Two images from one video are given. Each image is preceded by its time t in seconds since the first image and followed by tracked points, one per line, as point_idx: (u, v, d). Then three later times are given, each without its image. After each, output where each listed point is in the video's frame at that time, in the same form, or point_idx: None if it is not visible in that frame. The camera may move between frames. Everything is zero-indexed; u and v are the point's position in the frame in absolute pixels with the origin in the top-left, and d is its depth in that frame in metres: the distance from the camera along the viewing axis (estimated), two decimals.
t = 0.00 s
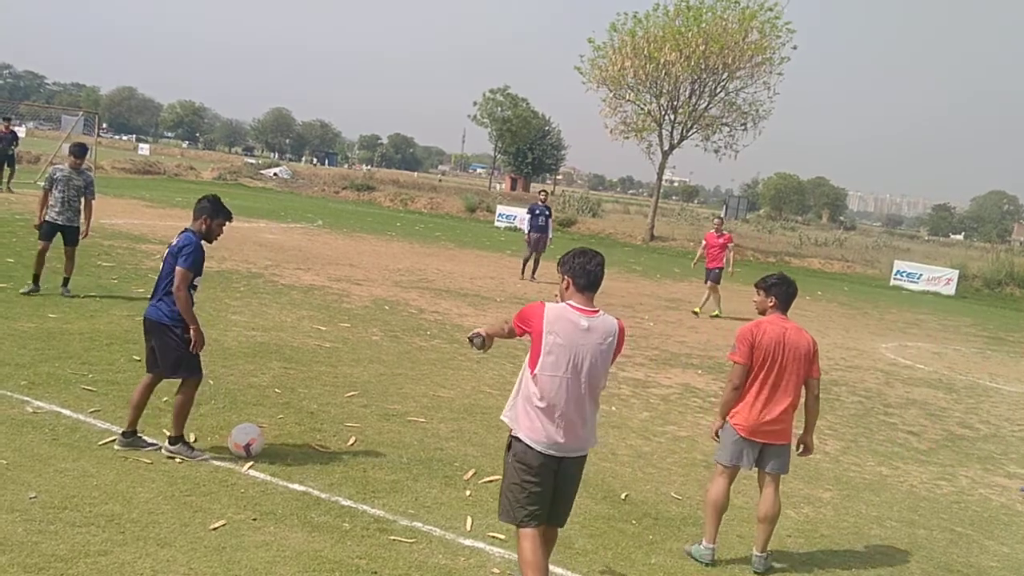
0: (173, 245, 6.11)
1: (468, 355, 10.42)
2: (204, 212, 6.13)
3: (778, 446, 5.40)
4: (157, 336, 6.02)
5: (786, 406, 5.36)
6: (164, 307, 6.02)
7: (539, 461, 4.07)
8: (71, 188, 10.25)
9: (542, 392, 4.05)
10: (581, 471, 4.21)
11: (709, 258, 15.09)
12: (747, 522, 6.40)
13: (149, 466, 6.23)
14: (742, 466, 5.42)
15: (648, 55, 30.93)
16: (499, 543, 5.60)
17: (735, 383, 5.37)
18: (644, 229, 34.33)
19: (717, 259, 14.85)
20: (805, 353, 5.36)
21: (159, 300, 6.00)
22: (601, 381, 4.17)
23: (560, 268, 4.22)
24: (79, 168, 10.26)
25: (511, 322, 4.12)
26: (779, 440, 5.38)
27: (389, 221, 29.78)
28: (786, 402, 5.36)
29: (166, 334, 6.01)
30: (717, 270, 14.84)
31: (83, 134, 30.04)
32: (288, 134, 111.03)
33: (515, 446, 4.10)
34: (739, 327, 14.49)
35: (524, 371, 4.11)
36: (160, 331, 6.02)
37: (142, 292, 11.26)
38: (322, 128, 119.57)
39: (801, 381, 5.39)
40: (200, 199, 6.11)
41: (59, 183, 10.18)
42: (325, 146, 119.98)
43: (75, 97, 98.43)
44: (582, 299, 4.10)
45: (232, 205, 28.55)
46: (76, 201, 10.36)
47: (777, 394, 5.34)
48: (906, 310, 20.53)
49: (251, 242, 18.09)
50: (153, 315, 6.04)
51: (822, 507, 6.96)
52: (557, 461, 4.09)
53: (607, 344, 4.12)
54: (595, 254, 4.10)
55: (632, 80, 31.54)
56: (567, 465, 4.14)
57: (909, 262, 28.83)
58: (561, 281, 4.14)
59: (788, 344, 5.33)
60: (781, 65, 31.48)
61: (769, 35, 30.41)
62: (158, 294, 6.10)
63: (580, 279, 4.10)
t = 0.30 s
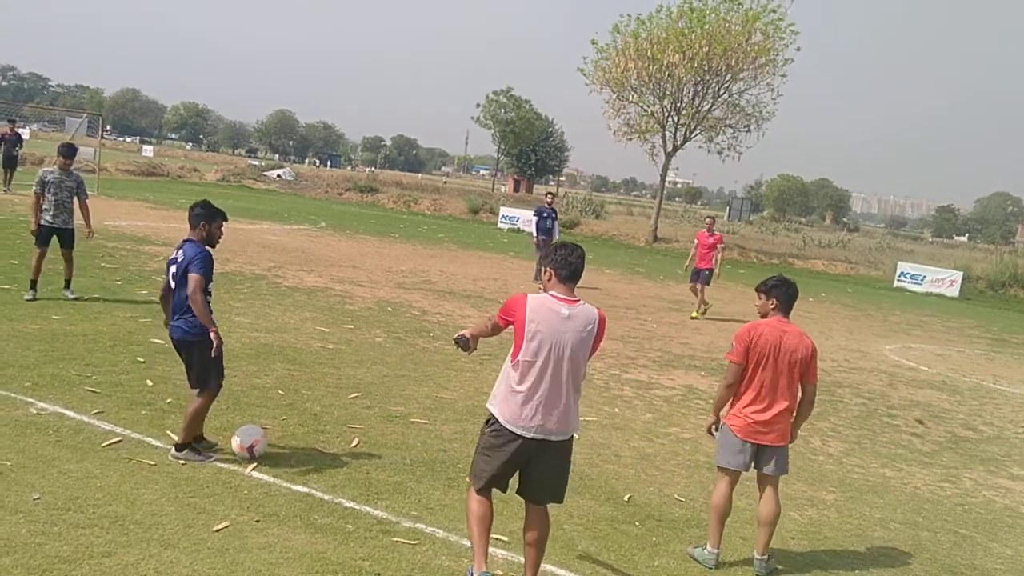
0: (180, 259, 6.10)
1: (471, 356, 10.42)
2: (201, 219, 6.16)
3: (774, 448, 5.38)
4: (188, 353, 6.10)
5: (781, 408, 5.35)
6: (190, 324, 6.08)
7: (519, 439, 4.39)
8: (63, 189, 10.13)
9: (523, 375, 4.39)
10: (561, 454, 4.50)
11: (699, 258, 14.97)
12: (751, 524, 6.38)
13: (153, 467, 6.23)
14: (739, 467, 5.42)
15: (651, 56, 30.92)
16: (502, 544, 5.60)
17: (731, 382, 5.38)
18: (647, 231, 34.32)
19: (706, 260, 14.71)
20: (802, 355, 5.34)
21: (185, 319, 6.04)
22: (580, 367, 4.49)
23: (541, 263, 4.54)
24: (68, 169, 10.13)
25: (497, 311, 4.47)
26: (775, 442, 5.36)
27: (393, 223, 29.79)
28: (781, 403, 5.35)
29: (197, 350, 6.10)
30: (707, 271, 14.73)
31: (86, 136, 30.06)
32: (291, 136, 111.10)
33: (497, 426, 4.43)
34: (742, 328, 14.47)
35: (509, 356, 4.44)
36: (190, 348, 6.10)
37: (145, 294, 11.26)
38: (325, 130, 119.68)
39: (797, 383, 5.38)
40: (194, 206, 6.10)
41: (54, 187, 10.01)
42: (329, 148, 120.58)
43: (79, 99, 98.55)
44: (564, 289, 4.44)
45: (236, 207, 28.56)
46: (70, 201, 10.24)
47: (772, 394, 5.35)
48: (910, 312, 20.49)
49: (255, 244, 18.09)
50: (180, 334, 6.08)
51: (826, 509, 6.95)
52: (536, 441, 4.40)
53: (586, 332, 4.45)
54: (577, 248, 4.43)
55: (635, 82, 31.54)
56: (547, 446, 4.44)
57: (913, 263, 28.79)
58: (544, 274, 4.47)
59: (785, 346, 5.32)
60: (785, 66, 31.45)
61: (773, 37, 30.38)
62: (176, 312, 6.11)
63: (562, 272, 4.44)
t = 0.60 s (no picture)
0: (200, 253, 6.18)
1: (481, 359, 10.42)
2: (219, 215, 6.22)
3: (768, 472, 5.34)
4: (200, 345, 6.12)
5: (777, 435, 5.29)
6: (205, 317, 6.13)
7: (493, 432, 4.50)
8: (65, 191, 9.89)
9: (494, 368, 4.53)
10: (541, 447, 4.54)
11: (694, 259, 14.86)
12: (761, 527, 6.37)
13: (164, 469, 6.25)
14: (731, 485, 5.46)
15: (661, 59, 30.89)
16: (513, 547, 5.60)
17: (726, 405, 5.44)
18: (657, 233, 34.28)
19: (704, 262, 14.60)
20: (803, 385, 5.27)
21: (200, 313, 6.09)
22: (554, 362, 4.55)
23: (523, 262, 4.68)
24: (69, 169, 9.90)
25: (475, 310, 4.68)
26: (769, 467, 5.32)
27: (403, 225, 29.83)
28: (777, 430, 5.30)
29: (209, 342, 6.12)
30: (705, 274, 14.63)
31: (98, 139, 30.19)
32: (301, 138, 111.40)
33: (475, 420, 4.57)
34: (752, 331, 14.44)
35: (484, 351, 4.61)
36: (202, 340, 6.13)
37: (156, 296, 11.29)
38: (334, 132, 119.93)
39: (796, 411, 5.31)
40: (214, 201, 6.19)
41: (55, 189, 9.80)
42: (338, 150, 120.82)
43: (90, 102, 99.03)
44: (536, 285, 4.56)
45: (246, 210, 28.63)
46: (73, 202, 9.99)
47: (769, 421, 5.32)
48: (922, 315, 20.42)
49: (265, 246, 18.14)
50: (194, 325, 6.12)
51: (837, 512, 6.92)
52: (510, 433, 4.48)
53: (557, 327, 4.52)
54: (550, 245, 4.54)
55: (645, 84, 31.51)
56: (523, 438, 4.50)
57: (924, 266, 28.69)
58: (521, 270, 4.61)
59: (784, 374, 5.29)
60: (795, 68, 31.38)
61: (783, 39, 30.31)
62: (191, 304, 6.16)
63: (536, 268, 4.55)
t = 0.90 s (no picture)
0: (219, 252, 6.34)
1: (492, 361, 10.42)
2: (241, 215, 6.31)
3: (790, 468, 5.36)
4: (207, 341, 6.25)
5: (802, 431, 5.31)
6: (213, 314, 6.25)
7: (468, 419, 4.81)
8: (77, 193, 9.93)
9: (471, 359, 4.83)
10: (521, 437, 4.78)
11: (693, 259, 14.49)
12: (774, 531, 6.35)
13: (177, 471, 6.27)
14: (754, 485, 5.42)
15: (673, 61, 30.85)
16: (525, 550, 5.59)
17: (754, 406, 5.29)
18: (669, 235, 34.25)
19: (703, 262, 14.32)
20: (825, 380, 5.27)
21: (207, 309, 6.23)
22: (528, 354, 4.77)
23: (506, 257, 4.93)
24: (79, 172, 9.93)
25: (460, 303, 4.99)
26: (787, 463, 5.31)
27: (415, 228, 29.87)
28: (801, 427, 5.31)
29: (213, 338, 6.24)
30: (705, 274, 14.38)
31: (112, 143, 30.35)
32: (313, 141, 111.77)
33: (457, 409, 4.88)
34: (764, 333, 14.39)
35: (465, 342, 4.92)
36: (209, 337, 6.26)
37: (170, 299, 11.34)
38: (346, 135, 120.29)
39: (817, 408, 5.32)
40: (235, 202, 6.31)
41: (67, 190, 9.83)
42: (350, 153, 121.10)
43: (104, 106, 99.62)
44: (513, 279, 4.79)
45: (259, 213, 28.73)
46: (84, 203, 10.05)
47: (794, 419, 5.30)
48: (936, 318, 20.32)
49: (278, 249, 18.20)
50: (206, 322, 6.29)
51: (850, 515, 6.89)
52: (483, 421, 4.77)
53: (528, 321, 4.73)
54: (529, 241, 4.75)
55: (657, 87, 31.49)
56: (498, 426, 4.76)
57: (938, 268, 28.57)
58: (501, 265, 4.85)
59: (806, 370, 5.26)
60: (808, 70, 31.28)
61: (795, 41, 30.21)
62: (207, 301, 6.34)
63: (515, 263, 4.78)
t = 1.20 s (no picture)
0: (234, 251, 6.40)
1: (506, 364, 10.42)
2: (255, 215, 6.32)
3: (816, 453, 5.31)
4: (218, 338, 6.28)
5: (826, 412, 5.27)
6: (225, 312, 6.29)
7: (474, 420, 4.83)
8: (94, 197, 10.00)
9: (474, 359, 4.86)
10: (524, 436, 4.82)
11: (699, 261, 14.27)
12: (789, 534, 6.32)
13: (191, 473, 6.30)
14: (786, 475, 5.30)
15: (687, 64, 30.81)
16: (539, 553, 5.59)
17: (783, 394, 5.16)
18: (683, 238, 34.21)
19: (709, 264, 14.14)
20: (835, 359, 5.33)
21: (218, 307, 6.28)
22: (531, 354, 4.83)
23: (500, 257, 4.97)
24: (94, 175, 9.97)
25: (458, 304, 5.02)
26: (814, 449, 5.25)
27: (429, 231, 29.92)
28: (825, 409, 5.27)
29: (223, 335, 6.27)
30: (711, 276, 14.22)
31: (129, 146, 30.55)
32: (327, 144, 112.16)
33: (461, 411, 4.90)
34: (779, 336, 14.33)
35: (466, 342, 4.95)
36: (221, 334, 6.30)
37: (185, 302, 11.38)
38: (359, 137, 120.66)
39: (833, 389, 5.34)
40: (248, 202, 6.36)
41: (83, 194, 9.88)
42: (363, 156, 121.39)
43: (120, 109, 100.28)
44: (514, 278, 4.86)
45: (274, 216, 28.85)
46: (101, 206, 10.12)
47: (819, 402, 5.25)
48: (953, 321, 20.19)
49: (293, 252, 18.27)
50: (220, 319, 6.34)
51: (865, 519, 6.86)
52: (489, 421, 4.79)
53: (531, 319, 4.80)
54: (528, 241, 4.83)
55: (671, 89, 31.46)
56: (504, 426, 4.79)
57: (954, 271, 28.39)
58: (499, 265, 4.90)
59: (821, 352, 5.27)
60: (823, 72, 31.14)
61: (810, 43, 30.08)
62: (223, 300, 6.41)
63: (513, 263, 4.84)
